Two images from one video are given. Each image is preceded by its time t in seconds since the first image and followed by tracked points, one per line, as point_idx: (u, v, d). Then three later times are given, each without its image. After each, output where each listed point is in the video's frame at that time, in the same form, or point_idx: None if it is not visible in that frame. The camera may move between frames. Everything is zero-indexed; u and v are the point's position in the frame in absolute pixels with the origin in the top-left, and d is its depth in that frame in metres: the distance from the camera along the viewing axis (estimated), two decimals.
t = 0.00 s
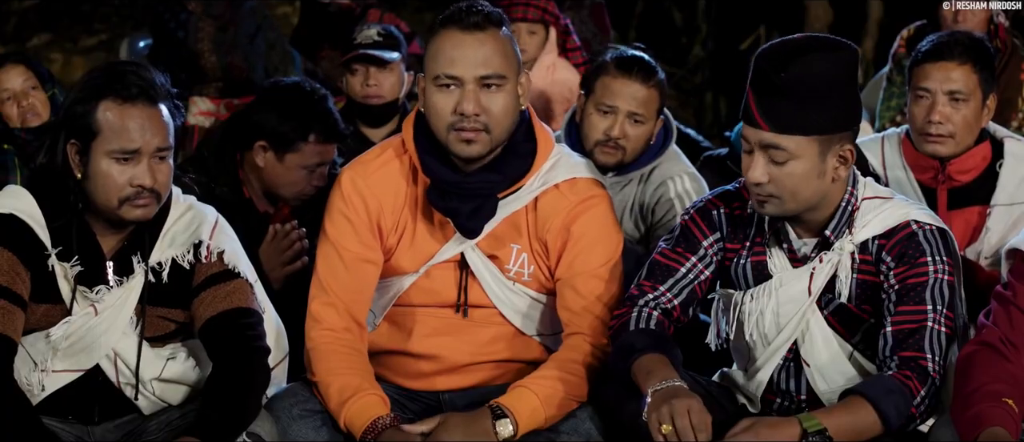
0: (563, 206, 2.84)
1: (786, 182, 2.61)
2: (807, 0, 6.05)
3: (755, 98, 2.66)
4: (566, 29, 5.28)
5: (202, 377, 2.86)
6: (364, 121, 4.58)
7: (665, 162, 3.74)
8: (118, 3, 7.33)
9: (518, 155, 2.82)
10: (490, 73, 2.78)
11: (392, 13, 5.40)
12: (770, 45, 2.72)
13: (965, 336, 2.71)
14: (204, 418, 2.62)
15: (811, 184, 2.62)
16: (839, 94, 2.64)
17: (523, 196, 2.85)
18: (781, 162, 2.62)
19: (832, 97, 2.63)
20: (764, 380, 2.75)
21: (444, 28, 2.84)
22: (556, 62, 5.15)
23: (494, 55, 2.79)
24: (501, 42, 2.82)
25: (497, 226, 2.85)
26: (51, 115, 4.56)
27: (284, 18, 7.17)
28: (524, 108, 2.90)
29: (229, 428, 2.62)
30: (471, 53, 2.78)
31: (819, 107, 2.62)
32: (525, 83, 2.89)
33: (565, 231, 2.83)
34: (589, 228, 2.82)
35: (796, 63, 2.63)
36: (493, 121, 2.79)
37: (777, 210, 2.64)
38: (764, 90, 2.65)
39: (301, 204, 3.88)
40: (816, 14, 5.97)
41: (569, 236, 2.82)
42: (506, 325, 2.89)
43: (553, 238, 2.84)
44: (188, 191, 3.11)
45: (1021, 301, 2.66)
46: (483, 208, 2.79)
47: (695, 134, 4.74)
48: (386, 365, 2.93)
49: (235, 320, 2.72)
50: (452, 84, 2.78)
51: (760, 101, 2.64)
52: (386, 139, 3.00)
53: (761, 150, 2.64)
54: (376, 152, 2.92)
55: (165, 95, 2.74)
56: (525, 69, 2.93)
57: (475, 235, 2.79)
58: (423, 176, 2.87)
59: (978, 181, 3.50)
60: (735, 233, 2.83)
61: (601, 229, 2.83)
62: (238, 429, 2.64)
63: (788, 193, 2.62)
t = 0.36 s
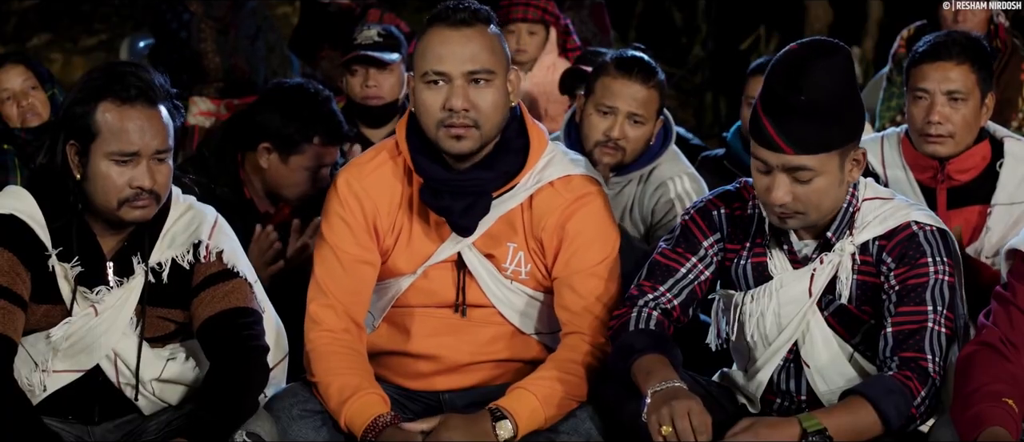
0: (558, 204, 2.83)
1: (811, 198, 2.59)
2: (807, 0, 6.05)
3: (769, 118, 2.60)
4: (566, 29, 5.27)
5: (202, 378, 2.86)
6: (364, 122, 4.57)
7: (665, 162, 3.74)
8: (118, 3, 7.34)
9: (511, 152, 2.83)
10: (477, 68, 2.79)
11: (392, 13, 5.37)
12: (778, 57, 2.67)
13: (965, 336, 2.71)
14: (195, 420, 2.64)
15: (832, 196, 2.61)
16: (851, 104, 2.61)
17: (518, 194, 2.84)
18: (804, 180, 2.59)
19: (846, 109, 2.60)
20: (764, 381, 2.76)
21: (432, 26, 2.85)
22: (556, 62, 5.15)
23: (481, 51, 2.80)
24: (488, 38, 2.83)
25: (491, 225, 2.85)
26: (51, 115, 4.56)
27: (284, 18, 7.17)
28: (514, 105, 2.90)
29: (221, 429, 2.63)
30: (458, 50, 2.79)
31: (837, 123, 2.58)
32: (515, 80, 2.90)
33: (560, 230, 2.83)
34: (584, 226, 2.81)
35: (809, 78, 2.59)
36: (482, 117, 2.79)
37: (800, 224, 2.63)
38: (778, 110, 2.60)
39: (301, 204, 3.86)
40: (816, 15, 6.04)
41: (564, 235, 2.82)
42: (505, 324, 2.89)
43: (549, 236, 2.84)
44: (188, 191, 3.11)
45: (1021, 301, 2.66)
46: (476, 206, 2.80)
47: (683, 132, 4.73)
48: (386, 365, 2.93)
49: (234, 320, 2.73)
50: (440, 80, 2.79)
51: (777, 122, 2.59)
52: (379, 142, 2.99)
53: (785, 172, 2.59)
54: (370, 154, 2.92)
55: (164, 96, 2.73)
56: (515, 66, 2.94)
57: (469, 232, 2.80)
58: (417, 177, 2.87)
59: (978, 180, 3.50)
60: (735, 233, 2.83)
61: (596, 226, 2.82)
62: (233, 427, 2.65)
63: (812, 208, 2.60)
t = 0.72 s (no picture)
0: (548, 200, 2.83)
1: (826, 206, 2.60)
2: None
3: (790, 126, 2.58)
4: (566, 28, 5.26)
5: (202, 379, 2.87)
6: (363, 124, 4.58)
7: (665, 162, 3.74)
8: (118, 3, 7.35)
9: (496, 151, 2.83)
10: (453, 72, 2.76)
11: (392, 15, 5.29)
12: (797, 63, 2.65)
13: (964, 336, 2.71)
14: (197, 422, 2.57)
15: (846, 202, 2.62)
16: (868, 114, 2.61)
17: (507, 192, 2.84)
18: (821, 188, 2.60)
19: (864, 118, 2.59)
20: (765, 381, 2.76)
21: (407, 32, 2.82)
22: (556, 62, 5.14)
23: (458, 54, 2.77)
24: (464, 39, 2.80)
25: (481, 224, 2.85)
26: (51, 114, 4.56)
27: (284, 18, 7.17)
28: (498, 101, 2.90)
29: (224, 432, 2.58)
30: (434, 53, 2.76)
31: (856, 133, 2.57)
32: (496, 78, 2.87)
33: (551, 226, 2.83)
34: (576, 221, 2.81)
35: (832, 86, 2.56)
36: (461, 120, 2.77)
37: (812, 229, 2.65)
38: (800, 118, 2.57)
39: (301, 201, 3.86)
40: (816, 14, 6.03)
41: (555, 230, 2.82)
42: (499, 322, 2.88)
43: (540, 232, 2.84)
44: (188, 191, 3.11)
45: (1021, 301, 2.66)
46: (464, 206, 2.80)
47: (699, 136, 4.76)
48: (386, 366, 2.92)
49: (232, 321, 2.73)
50: (418, 87, 2.77)
51: (798, 131, 2.56)
52: (368, 146, 2.99)
53: (802, 180, 2.59)
54: (359, 158, 2.91)
55: (162, 97, 2.72)
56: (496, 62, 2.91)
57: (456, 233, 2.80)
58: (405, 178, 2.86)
59: (978, 180, 3.50)
60: (737, 233, 2.83)
61: (588, 221, 2.82)
62: (232, 428, 2.60)
63: (826, 214, 2.62)
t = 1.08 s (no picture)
0: (543, 198, 2.83)
1: (836, 209, 2.61)
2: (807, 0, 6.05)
3: (807, 129, 2.58)
4: (566, 28, 5.25)
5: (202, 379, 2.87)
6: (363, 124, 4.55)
7: (665, 162, 3.73)
8: (119, 3, 7.35)
9: (486, 152, 2.82)
10: (435, 78, 2.74)
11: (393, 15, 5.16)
12: (814, 64, 2.64)
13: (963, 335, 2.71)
14: (199, 422, 2.59)
15: (856, 206, 2.63)
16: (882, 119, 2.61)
17: (501, 193, 2.84)
18: (833, 191, 2.60)
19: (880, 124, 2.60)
20: (765, 381, 2.76)
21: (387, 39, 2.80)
22: (557, 62, 5.14)
23: (439, 59, 2.75)
24: (444, 42, 2.78)
25: (475, 224, 2.85)
26: (51, 114, 4.56)
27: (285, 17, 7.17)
28: (486, 99, 2.91)
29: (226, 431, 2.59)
30: (417, 59, 2.75)
31: (871, 138, 2.57)
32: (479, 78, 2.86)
33: (545, 225, 2.82)
34: (570, 220, 2.81)
35: (851, 90, 2.56)
36: (447, 125, 2.77)
37: (820, 231, 2.66)
38: (817, 121, 2.57)
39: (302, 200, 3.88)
40: (815, 14, 6.15)
41: (550, 229, 2.81)
42: (496, 321, 2.88)
43: (536, 231, 2.84)
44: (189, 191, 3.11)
45: (1021, 301, 2.66)
46: (455, 209, 2.79)
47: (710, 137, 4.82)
48: (385, 366, 2.92)
49: (231, 322, 2.72)
50: (401, 95, 2.75)
51: (815, 134, 2.56)
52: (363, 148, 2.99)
53: (816, 184, 2.60)
54: (354, 159, 2.91)
55: (161, 93, 2.74)
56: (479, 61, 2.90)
57: (449, 236, 2.79)
58: (396, 181, 2.86)
59: (977, 181, 3.50)
60: (739, 233, 2.83)
61: (583, 219, 2.81)
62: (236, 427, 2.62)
63: (835, 217, 2.62)
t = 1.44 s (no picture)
0: (543, 199, 2.83)
1: (842, 210, 2.60)
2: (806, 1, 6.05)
3: (816, 128, 2.57)
4: (566, 28, 5.24)
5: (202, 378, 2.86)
6: (361, 125, 4.54)
7: (665, 162, 3.73)
8: (119, 3, 7.36)
9: (483, 150, 2.82)
10: (423, 80, 2.73)
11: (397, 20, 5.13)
12: (821, 64, 2.65)
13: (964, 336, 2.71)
14: (205, 419, 2.59)
15: (861, 207, 2.62)
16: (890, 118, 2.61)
17: (502, 192, 2.84)
18: (841, 191, 2.59)
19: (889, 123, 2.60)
20: (766, 381, 2.76)
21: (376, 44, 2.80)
22: (557, 62, 5.14)
23: (428, 61, 2.75)
24: (433, 45, 2.77)
25: (475, 224, 2.85)
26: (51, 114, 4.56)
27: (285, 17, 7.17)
28: (481, 97, 2.89)
29: (232, 429, 2.59)
30: (406, 63, 2.73)
31: (878, 138, 2.57)
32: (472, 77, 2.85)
33: (545, 226, 2.82)
34: (571, 220, 2.80)
35: (860, 88, 2.56)
36: (439, 125, 2.76)
37: (825, 231, 2.65)
38: (825, 120, 2.57)
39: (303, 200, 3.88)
40: (815, 14, 6.14)
41: (550, 230, 2.81)
42: (497, 321, 2.88)
43: (535, 232, 2.84)
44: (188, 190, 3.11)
45: (1021, 301, 2.66)
46: (453, 207, 2.78)
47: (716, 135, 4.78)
48: (385, 367, 2.91)
49: (232, 322, 2.72)
50: (393, 99, 2.75)
51: (823, 133, 2.56)
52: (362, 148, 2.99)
53: (824, 183, 2.58)
54: (354, 159, 2.92)
55: (154, 86, 2.75)
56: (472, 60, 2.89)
57: (447, 236, 2.78)
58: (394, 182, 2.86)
59: (977, 181, 3.50)
60: (741, 233, 2.83)
61: (582, 218, 2.81)
62: (239, 428, 2.61)
63: (841, 217, 2.61)
